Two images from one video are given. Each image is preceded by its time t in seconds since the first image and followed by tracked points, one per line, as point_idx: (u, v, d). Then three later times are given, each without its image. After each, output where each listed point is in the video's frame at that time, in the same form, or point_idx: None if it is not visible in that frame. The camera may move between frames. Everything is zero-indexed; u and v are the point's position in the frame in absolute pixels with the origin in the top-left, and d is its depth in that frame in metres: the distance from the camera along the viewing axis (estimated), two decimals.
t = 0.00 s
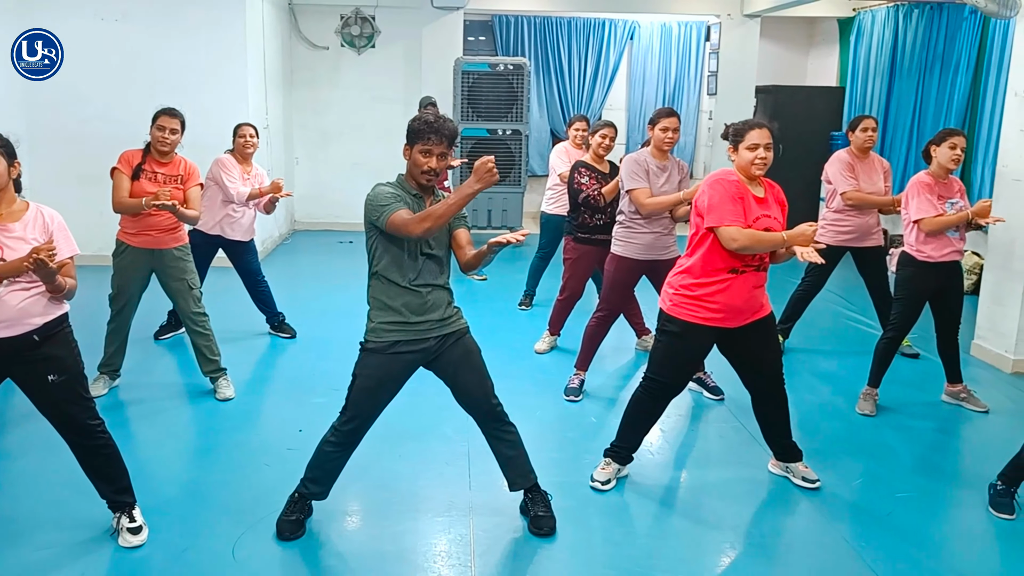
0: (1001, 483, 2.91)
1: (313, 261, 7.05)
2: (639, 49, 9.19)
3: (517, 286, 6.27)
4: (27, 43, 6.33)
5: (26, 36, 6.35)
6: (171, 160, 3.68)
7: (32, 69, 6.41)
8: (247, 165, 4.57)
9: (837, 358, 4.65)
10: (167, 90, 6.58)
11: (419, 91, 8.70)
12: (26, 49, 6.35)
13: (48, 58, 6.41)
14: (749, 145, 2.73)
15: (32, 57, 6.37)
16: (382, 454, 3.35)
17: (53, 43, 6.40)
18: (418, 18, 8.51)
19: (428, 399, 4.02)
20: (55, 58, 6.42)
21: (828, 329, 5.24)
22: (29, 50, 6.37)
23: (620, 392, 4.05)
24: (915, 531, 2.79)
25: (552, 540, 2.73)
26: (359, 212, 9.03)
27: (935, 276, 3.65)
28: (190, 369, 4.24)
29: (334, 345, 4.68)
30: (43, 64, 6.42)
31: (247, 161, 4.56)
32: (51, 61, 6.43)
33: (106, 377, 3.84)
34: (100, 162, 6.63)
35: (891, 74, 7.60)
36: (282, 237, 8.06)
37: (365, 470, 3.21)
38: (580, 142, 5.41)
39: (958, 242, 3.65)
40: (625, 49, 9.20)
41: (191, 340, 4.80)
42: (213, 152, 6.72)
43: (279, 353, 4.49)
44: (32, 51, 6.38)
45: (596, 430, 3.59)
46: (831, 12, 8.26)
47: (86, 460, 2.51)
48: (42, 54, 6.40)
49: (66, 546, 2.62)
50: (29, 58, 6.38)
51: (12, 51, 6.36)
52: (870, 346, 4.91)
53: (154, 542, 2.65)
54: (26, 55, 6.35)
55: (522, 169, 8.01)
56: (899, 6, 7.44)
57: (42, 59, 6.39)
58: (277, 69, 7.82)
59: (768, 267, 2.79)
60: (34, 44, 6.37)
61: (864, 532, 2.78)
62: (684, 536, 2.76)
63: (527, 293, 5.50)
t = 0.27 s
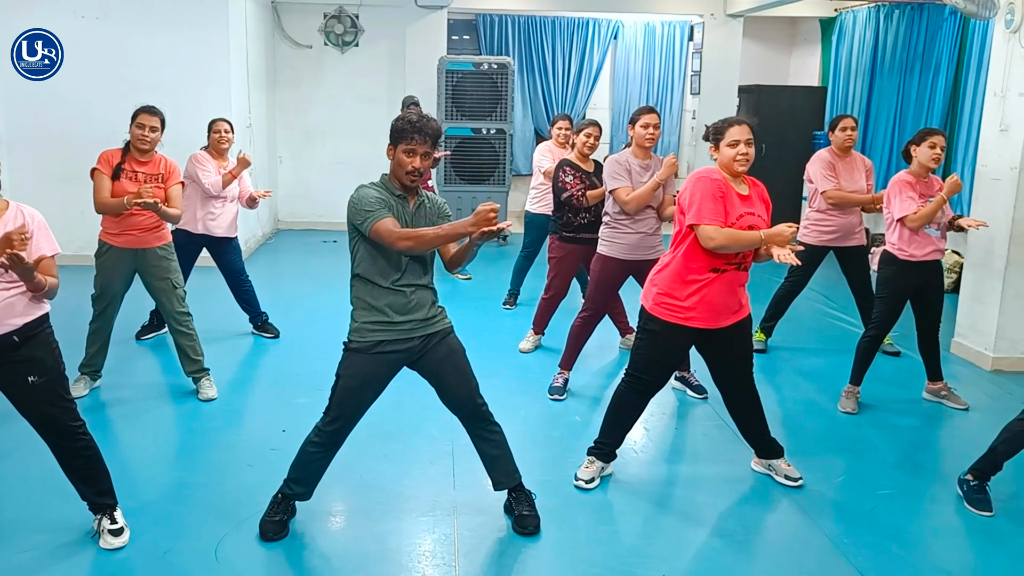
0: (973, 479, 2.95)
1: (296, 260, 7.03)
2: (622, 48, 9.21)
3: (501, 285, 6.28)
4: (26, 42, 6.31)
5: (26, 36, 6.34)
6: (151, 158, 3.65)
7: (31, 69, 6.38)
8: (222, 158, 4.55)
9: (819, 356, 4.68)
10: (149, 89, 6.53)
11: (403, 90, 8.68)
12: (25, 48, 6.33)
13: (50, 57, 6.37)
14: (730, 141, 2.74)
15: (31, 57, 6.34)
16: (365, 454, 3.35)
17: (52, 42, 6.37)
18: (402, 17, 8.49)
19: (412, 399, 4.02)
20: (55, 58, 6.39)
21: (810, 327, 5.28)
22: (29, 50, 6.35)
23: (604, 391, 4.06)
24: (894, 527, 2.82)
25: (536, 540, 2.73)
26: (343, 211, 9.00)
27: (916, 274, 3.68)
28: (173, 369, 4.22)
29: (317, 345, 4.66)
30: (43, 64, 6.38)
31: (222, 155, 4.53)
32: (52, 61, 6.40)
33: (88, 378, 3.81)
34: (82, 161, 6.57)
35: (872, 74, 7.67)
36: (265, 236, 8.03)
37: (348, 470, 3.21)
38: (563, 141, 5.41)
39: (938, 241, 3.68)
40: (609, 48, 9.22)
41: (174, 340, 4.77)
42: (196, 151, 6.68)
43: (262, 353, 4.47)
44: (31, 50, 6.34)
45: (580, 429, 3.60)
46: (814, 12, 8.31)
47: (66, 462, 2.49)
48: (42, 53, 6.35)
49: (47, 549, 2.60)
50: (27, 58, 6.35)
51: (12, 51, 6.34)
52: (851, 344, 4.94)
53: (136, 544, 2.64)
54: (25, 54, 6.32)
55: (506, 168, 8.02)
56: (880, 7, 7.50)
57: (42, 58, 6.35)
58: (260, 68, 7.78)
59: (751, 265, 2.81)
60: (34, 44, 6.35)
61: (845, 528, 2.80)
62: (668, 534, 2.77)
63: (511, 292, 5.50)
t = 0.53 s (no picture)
0: (954, 477, 2.97)
1: (283, 260, 7.01)
2: (610, 48, 9.23)
3: (489, 285, 6.28)
4: (29, 42, 6.30)
5: (26, 36, 6.31)
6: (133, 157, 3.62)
7: (31, 69, 6.36)
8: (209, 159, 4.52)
9: (805, 355, 4.71)
10: (134, 88, 6.50)
11: (390, 90, 8.67)
12: (30, 48, 6.32)
13: (55, 58, 6.36)
14: (715, 139, 2.75)
15: (35, 57, 6.32)
16: (352, 454, 3.34)
17: (52, 42, 6.35)
18: (389, 16, 8.48)
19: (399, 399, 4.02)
20: (55, 58, 6.37)
21: (797, 326, 5.30)
22: (29, 50, 6.32)
23: (592, 390, 4.07)
24: (877, 524, 2.84)
25: (523, 539, 2.73)
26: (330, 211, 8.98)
27: (901, 273, 3.70)
28: (159, 369, 4.20)
29: (304, 345, 4.66)
30: (43, 64, 6.36)
31: (208, 157, 4.50)
32: (52, 61, 6.37)
33: (72, 379, 3.79)
34: (67, 161, 6.53)
35: (857, 74, 7.71)
36: (252, 236, 8.00)
37: (335, 470, 3.20)
38: (549, 140, 5.42)
39: (923, 242, 3.71)
40: (596, 48, 9.24)
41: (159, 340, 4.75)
42: (181, 150, 6.65)
43: (249, 353, 4.46)
44: (36, 50, 6.33)
45: (566, 429, 3.61)
46: (800, 12, 8.35)
47: (49, 464, 2.48)
48: (47, 53, 6.34)
49: (30, 551, 2.58)
50: (32, 58, 6.33)
51: (11, 51, 6.31)
52: (837, 343, 4.97)
53: (120, 546, 2.63)
54: (28, 55, 6.31)
55: (493, 168, 8.02)
56: (865, 7, 7.54)
57: (46, 58, 6.34)
58: (246, 67, 7.75)
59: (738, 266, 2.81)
60: (33, 43, 6.32)
61: (828, 527, 2.82)
62: (653, 533, 2.78)
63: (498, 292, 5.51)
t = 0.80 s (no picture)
0: (941, 476, 2.99)
1: (274, 260, 7.00)
2: (600, 48, 9.25)
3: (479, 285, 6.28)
4: (29, 42, 6.28)
5: (26, 36, 6.28)
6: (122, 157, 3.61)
7: (31, 69, 6.34)
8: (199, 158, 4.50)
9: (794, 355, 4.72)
10: (123, 87, 6.47)
11: (380, 90, 8.66)
12: (30, 48, 6.29)
13: (52, 57, 6.33)
14: (703, 137, 2.75)
15: (34, 57, 6.30)
16: (342, 454, 3.34)
17: (53, 43, 6.32)
18: (379, 16, 8.47)
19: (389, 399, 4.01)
20: (55, 58, 6.35)
21: (786, 326, 5.32)
22: (29, 50, 6.31)
23: (582, 390, 4.07)
24: (866, 523, 2.85)
25: (514, 539, 2.73)
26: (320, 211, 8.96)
27: (890, 272, 3.72)
28: (148, 370, 4.18)
29: (294, 345, 4.65)
30: (43, 64, 6.34)
31: (198, 156, 4.48)
32: (52, 61, 6.35)
33: (60, 380, 3.77)
34: (56, 161, 6.50)
35: (846, 75, 7.74)
36: (242, 236, 7.98)
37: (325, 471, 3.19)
38: (539, 140, 5.41)
39: (912, 240, 3.73)
40: (586, 49, 9.25)
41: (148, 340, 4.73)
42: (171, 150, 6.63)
43: (239, 353, 4.45)
44: (36, 50, 6.31)
45: (556, 428, 3.62)
46: (789, 13, 8.38)
47: (37, 466, 2.47)
48: (46, 53, 6.32)
49: (18, 553, 2.57)
50: (31, 58, 6.31)
51: (11, 51, 6.29)
52: (827, 342, 4.99)
53: (109, 547, 2.62)
54: (27, 55, 6.29)
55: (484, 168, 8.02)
56: (855, 8, 7.57)
57: (45, 58, 6.31)
58: (236, 67, 7.73)
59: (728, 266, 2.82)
60: (33, 43, 6.30)
61: (817, 525, 2.83)
62: (643, 533, 2.78)
63: (489, 292, 5.51)
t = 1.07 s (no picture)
0: (930, 475, 3.00)
1: (264, 260, 6.98)
2: (591, 48, 9.26)
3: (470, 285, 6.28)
4: (29, 42, 6.25)
5: (26, 36, 6.25)
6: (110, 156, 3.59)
7: (31, 69, 6.31)
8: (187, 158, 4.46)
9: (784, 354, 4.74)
10: (113, 87, 6.44)
11: (370, 90, 8.65)
12: (29, 48, 6.27)
13: (51, 57, 6.31)
14: (688, 136, 2.75)
15: (34, 57, 6.27)
16: (333, 454, 3.33)
17: (53, 43, 6.30)
18: (369, 15, 8.46)
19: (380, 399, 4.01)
20: (55, 58, 6.33)
21: (776, 326, 5.34)
22: (28, 50, 6.28)
23: (574, 391, 4.07)
24: (855, 522, 2.86)
25: (504, 539, 2.73)
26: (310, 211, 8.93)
27: (878, 271, 3.74)
28: (137, 371, 4.17)
29: (284, 345, 4.64)
30: (43, 64, 6.31)
31: (186, 156, 4.44)
32: (52, 62, 6.33)
33: (48, 381, 3.75)
34: (44, 161, 6.46)
35: (835, 76, 7.78)
36: (232, 235, 7.95)
37: (315, 471, 3.19)
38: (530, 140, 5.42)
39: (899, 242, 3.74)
40: (577, 49, 9.26)
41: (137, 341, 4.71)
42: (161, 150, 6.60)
43: (229, 354, 4.43)
44: (35, 50, 6.28)
45: (547, 428, 3.62)
46: (779, 13, 8.41)
47: (25, 467, 2.45)
48: (46, 53, 6.29)
49: (6, 555, 2.55)
50: (31, 58, 6.28)
51: (11, 51, 6.26)
52: (816, 342, 5.02)
53: (98, 549, 2.60)
54: (26, 55, 6.26)
55: (474, 167, 8.02)
56: (843, 9, 7.60)
57: (45, 58, 6.29)
58: (226, 67, 7.70)
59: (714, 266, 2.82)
60: (33, 43, 6.27)
61: (806, 524, 2.84)
62: (634, 532, 2.79)
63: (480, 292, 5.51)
